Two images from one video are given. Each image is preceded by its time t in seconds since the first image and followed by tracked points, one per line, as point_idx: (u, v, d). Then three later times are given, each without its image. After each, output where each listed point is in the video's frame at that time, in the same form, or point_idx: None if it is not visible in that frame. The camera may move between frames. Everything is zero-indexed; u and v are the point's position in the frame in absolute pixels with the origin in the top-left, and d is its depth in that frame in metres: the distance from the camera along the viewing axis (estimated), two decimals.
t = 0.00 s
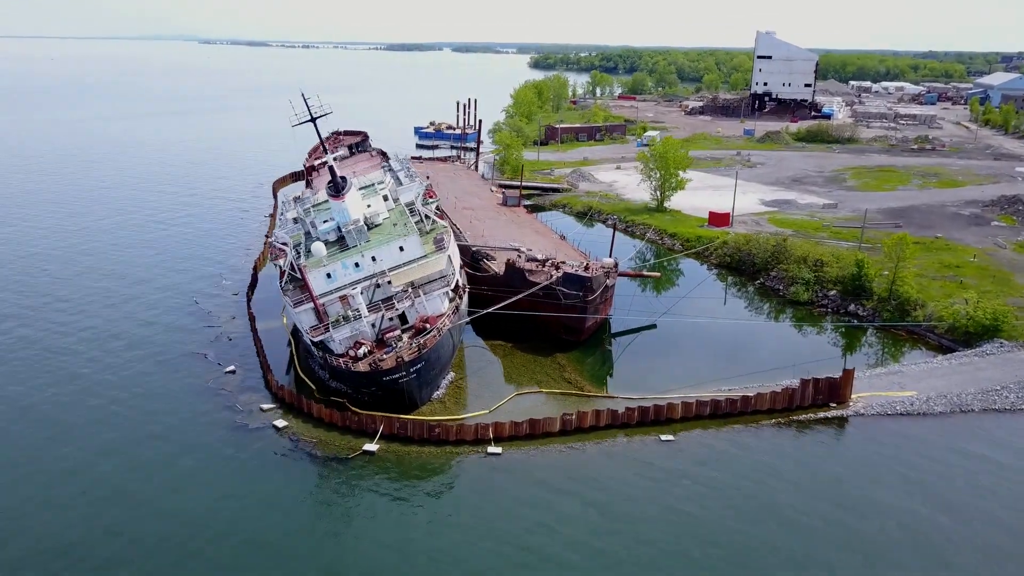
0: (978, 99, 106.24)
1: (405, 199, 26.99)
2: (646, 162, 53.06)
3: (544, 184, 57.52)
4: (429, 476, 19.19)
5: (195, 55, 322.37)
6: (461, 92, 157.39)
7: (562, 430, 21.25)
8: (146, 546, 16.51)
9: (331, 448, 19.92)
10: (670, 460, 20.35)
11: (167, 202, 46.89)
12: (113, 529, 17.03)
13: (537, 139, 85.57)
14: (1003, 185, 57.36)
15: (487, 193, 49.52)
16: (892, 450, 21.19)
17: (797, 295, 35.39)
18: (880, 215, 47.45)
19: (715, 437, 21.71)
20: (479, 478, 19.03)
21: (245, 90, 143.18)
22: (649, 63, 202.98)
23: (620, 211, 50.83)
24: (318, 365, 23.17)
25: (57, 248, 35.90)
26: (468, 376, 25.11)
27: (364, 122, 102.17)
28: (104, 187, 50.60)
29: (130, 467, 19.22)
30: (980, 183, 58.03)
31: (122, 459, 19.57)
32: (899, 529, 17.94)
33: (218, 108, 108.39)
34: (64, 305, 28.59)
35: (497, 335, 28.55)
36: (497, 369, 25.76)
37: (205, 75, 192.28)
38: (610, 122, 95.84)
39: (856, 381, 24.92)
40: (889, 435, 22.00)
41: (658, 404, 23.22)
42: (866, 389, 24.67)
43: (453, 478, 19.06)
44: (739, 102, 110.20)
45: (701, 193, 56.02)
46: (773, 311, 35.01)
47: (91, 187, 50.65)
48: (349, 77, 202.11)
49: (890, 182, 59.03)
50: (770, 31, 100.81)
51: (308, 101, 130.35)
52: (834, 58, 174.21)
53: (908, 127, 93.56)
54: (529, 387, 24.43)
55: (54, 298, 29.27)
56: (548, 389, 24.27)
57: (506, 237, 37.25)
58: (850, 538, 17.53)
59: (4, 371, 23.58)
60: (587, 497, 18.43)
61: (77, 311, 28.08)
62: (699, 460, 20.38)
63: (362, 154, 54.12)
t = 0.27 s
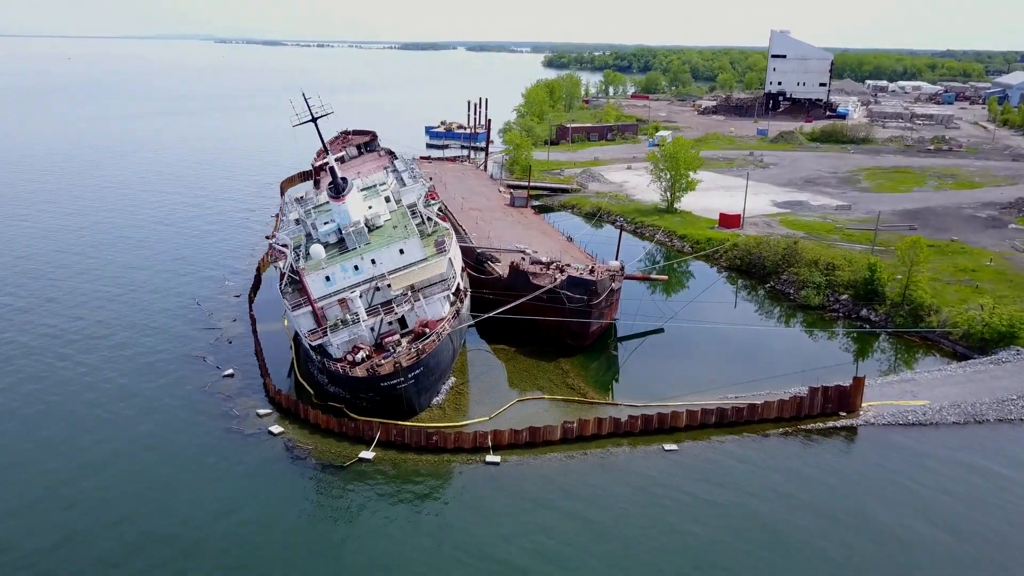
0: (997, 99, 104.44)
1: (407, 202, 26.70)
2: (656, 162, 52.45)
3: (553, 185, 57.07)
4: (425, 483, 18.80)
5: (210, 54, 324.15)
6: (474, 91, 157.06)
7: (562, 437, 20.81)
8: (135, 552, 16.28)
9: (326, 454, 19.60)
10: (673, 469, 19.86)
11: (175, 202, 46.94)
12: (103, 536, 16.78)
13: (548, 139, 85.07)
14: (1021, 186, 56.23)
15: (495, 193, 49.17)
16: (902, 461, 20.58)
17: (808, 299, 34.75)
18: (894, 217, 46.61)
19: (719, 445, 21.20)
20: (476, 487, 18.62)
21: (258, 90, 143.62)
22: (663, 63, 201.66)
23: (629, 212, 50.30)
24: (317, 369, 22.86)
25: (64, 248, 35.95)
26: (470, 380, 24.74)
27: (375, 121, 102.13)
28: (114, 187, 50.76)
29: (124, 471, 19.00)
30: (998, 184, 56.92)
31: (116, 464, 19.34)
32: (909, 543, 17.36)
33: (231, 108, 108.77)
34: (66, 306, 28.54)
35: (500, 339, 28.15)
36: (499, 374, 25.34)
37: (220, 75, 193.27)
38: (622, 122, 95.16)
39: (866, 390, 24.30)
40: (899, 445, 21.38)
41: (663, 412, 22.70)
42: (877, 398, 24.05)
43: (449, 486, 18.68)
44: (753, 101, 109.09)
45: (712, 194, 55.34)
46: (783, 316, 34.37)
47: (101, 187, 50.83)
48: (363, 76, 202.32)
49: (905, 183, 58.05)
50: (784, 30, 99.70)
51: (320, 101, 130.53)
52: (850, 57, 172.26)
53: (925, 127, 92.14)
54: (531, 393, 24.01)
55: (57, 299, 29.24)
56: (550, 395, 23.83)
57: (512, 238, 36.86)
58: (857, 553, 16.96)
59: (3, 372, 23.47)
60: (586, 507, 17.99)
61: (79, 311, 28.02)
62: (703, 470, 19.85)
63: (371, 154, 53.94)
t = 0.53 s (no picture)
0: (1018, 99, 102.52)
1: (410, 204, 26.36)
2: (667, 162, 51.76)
3: (563, 186, 56.58)
4: (421, 492, 18.44)
5: (226, 54, 325.58)
6: (486, 90, 156.54)
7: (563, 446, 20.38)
8: (125, 559, 16.03)
9: (322, 461, 19.28)
10: (676, 479, 19.35)
11: (183, 201, 46.91)
12: (93, 542, 16.53)
13: (559, 139, 84.50)
14: None
15: (503, 194, 48.76)
16: (913, 473, 19.95)
17: (820, 304, 34.05)
18: (909, 219, 45.69)
19: (724, 455, 20.68)
20: (473, 496, 18.23)
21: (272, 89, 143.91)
22: (677, 62, 200.03)
23: (639, 213, 49.71)
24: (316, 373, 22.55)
25: (70, 247, 35.94)
26: (472, 385, 24.35)
27: (387, 120, 101.94)
28: (123, 187, 50.84)
29: (118, 474, 18.78)
30: (1017, 186, 55.73)
31: (109, 468, 19.06)
32: (918, 559, 16.78)
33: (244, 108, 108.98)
34: (69, 306, 28.44)
35: (504, 344, 27.76)
36: (502, 380, 24.93)
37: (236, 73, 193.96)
38: (634, 121, 94.36)
39: (878, 399, 23.66)
40: (911, 456, 20.75)
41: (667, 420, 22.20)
42: (889, 407, 23.39)
43: (446, 495, 18.30)
44: (768, 101, 107.82)
45: (724, 195, 54.61)
46: (793, 320, 33.69)
47: (111, 186, 50.92)
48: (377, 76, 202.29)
49: (921, 184, 56.99)
50: (800, 29, 98.44)
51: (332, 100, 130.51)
52: (868, 57, 170.09)
53: (943, 128, 90.61)
54: (533, 399, 23.59)
55: (60, 299, 29.17)
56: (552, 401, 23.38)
57: (518, 240, 36.44)
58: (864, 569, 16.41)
59: (3, 371, 23.37)
60: (586, 518, 17.54)
61: (81, 312, 27.92)
62: (707, 480, 19.33)
63: (379, 154, 53.68)
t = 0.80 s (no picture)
0: None
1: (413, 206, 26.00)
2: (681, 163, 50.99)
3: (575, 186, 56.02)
4: (416, 502, 18.02)
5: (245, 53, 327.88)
6: (502, 90, 156.05)
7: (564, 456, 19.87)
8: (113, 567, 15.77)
9: (317, 469, 18.91)
10: (679, 491, 18.80)
11: (193, 201, 46.92)
12: (81, 549, 16.27)
13: (573, 139, 83.87)
14: None
15: (513, 194, 48.33)
16: (927, 488, 19.22)
17: (833, 309, 33.27)
18: (928, 222, 44.64)
19: (730, 467, 20.08)
20: (469, 508, 17.77)
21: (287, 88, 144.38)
22: (695, 62, 198.26)
23: (651, 215, 49.03)
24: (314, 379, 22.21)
25: (78, 246, 35.96)
26: (474, 392, 23.90)
27: (400, 119, 101.75)
28: (135, 186, 50.97)
29: (111, 479, 18.55)
30: None
31: (102, 472, 18.82)
32: None
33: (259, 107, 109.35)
34: (72, 306, 28.36)
35: (508, 349, 27.30)
36: (504, 386, 24.46)
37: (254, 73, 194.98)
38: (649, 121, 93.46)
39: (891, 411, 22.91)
40: (925, 470, 20.02)
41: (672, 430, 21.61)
42: (903, 419, 22.64)
43: (442, 506, 17.86)
44: (785, 100, 106.40)
45: (738, 197, 53.77)
46: (806, 326, 32.93)
47: (122, 185, 51.04)
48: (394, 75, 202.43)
49: (941, 186, 55.80)
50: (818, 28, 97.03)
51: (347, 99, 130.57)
52: (888, 56, 167.59)
53: (964, 128, 88.88)
54: (536, 406, 23.09)
55: (64, 299, 29.11)
56: (554, 409, 22.86)
57: (526, 242, 35.95)
58: None
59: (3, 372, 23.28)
60: (584, 531, 17.04)
61: (84, 312, 27.83)
62: (712, 493, 18.74)
63: (390, 154, 53.41)
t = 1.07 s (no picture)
0: None
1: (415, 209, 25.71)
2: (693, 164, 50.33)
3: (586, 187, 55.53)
4: (411, 511, 17.71)
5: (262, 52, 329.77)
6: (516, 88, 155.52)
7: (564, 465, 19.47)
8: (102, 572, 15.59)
9: (312, 476, 18.64)
10: (680, 503, 18.34)
11: (202, 202, 46.99)
12: (73, 553, 16.13)
13: (585, 138, 83.29)
14: None
15: (523, 195, 47.94)
16: (938, 502, 18.63)
17: (846, 314, 32.58)
18: (945, 225, 43.70)
19: (734, 478, 19.60)
20: (465, 518, 17.42)
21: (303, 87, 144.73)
22: (712, 61, 196.58)
23: (662, 216, 48.44)
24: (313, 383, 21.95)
25: (86, 247, 36.05)
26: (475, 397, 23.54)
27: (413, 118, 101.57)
28: (146, 186, 51.14)
29: (105, 482, 18.41)
30: None
31: (97, 476, 18.65)
32: None
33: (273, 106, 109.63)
34: (76, 307, 28.38)
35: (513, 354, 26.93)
36: (507, 391, 24.10)
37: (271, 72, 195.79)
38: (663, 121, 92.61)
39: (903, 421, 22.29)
40: (937, 483, 19.40)
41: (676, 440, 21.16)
42: (915, 429, 22.01)
43: (437, 516, 17.52)
44: (802, 100, 105.06)
45: (751, 198, 53.05)
46: (818, 331, 32.27)
47: (134, 185, 51.24)
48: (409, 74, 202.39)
49: (960, 188, 54.72)
50: (835, 27, 95.72)
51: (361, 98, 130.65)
52: (908, 55, 165.11)
53: (985, 128, 87.26)
54: (538, 412, 22.70)
55: (69, 299, 29.14)
56: (556, 417, 22.45)
57: (532, 243, 35.56)
58: None
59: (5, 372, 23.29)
60: (581, 543, 16.65)
61: (88, 313, 27.83)
62: (715, 505, 18.25)
63: (400, 154, 53.18)
